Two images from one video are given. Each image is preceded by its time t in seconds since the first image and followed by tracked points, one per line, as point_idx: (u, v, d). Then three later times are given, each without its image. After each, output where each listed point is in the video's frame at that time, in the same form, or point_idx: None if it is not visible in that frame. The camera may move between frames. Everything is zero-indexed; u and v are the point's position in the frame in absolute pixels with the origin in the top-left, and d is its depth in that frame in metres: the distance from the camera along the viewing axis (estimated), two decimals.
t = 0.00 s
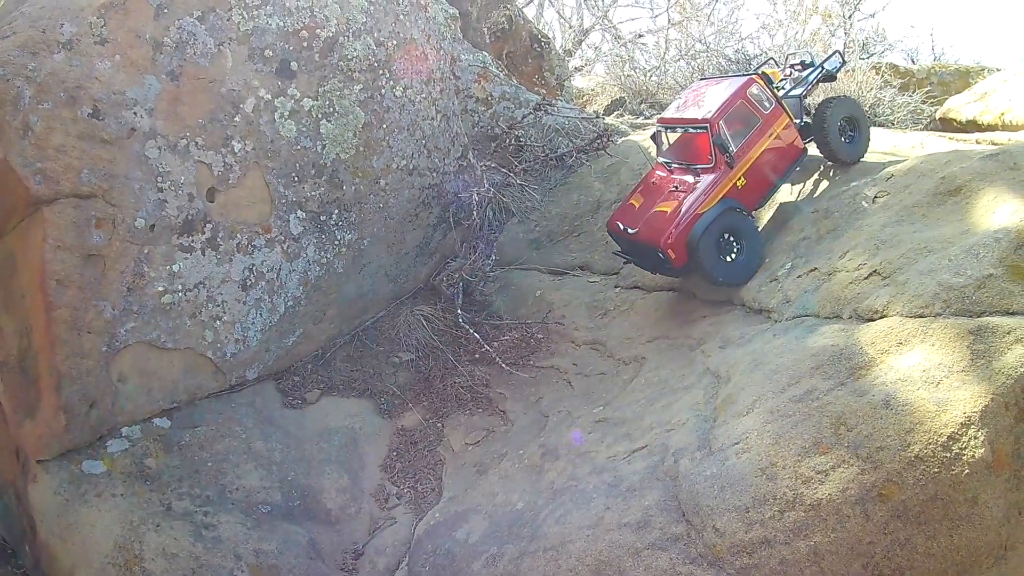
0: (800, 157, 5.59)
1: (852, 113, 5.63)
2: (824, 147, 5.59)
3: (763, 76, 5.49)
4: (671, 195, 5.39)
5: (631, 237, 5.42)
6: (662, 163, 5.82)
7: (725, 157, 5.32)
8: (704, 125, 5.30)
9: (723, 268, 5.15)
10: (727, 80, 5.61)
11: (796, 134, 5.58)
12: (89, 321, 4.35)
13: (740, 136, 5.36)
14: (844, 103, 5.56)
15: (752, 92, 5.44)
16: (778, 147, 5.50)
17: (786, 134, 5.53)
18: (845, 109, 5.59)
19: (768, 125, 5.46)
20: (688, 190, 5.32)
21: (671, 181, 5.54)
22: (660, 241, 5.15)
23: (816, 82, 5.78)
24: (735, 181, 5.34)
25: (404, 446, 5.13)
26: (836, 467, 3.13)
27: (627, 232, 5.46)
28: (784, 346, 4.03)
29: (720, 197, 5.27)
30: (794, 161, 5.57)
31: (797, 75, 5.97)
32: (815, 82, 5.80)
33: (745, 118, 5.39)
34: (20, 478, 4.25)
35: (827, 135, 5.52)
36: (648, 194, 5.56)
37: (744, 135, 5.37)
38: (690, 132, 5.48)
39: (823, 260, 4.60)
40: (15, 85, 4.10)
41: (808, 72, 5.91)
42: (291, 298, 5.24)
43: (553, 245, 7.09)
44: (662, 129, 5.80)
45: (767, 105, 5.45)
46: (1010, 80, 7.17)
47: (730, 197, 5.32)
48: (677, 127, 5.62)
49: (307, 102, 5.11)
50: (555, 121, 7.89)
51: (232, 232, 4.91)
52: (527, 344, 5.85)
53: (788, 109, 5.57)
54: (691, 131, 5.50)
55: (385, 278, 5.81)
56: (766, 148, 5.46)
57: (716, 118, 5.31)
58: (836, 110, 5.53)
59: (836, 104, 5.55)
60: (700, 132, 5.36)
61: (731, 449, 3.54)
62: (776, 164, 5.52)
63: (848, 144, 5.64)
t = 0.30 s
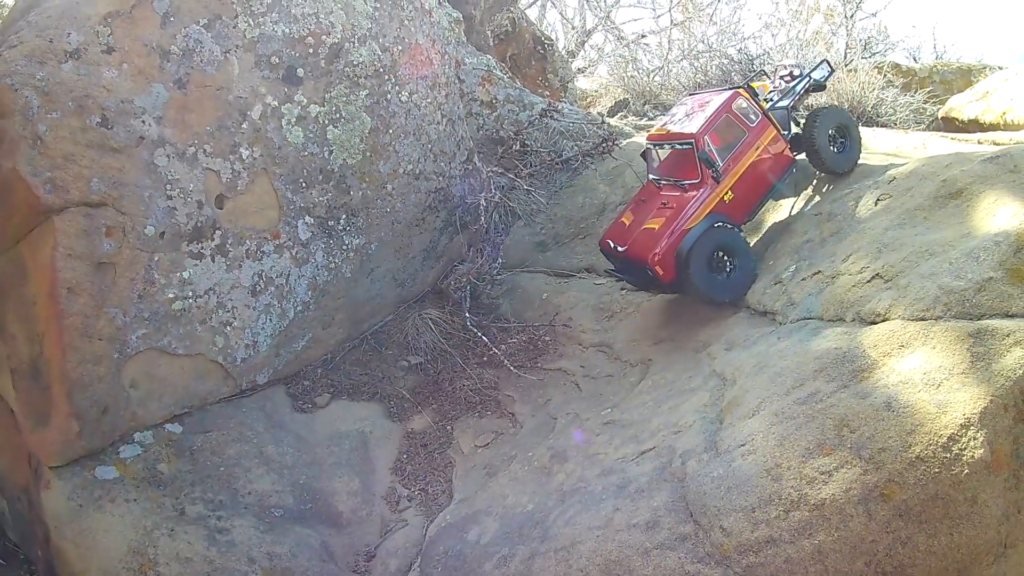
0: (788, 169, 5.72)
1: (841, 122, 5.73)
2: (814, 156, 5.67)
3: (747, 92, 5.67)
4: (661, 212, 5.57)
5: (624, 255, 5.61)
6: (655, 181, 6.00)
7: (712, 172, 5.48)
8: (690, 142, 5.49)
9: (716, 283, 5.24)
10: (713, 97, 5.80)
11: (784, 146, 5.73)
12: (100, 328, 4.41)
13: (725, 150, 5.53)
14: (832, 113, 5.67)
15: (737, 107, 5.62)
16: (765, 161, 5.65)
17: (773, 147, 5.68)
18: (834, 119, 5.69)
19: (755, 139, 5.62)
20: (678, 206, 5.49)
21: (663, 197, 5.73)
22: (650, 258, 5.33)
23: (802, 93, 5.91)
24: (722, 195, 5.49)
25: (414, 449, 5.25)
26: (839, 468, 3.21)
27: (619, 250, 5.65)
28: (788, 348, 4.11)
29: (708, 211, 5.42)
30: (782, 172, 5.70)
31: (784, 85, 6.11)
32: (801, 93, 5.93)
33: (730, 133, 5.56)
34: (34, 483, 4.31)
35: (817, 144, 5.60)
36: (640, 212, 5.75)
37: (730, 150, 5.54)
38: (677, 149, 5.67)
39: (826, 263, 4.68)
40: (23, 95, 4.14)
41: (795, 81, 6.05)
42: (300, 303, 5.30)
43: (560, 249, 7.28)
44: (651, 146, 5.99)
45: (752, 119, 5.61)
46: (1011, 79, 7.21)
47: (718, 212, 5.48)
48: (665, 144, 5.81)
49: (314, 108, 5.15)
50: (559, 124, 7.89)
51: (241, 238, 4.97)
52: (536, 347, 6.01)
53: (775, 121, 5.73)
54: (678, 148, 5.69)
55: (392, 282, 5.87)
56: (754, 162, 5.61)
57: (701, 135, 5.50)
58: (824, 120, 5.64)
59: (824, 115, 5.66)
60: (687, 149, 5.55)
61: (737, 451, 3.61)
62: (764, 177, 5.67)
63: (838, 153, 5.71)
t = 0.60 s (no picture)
0: (774, 187, 5.70)
1: (833, 135, 5.69)
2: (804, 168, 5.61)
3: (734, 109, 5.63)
4: (647, 233, 5.51)
5: (609, 277, 5.56)
6: (639, 198, 5.91)
7: (699, 192, 5.43)
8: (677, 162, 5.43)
9: (705, 307, 5.21)
10: (699, 114, 5.73)
11: (772, 163, 5.69)
12: (104, 331, 4.45)
13: (712, 171, 5.48)
14: (824, 125, 5.63)
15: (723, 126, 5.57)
16: (752, 179, 5.61)
17: (760, 165, 5.64)
18: (826, 131, 5.65)
19: (742, 157, 5.58)
20: (665, 227, 5.44)
21: (648, 216, 5.66)
22: (637, 282, 5.29)
23: (791, 105, 5.93)
24: (710, 217, 5.45)
25: (418, 449, 5.29)
26: (837, 469, 3.23)
27: (604, 271, 5.59)
28: (788, 349, 4.12)
29: (695, 233, 5.39)
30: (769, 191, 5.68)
31: (773, 96, 6.09)
32: (791, 104, 5.95)
33: (717, 153, 5.52)
34: (39, 487, 4.34)
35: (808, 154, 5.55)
36: (625, 231, 5.69)
37: (717, 170, 5.49)
38: (664, 168, 5.59)
39: (827, 263, 4.68)
40: (26, 101, 4.20)
41: (785, 93, 6.04)
42: (304, 305, 5.32)
43: (563, 250, 7.33)
44: (637, 162, 5.91)
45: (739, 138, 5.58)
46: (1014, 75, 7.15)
47: (705, 233, 5.43)
48: (651, 161, 5.73)
49: (316, 111, 5.16)
50: (562, 123, 7.81)
51: (244, 241, 5.00)
52: (539, 347, 6.06)
53: (762, 137, 5.69)
54: (665, 167, 5.61)
55: (395, 283, 5.89)
56: (740, 181, 5.57)
57: (688, 155, 5.43)
58: (816, 131, 5.60)
59: (816, 126, 5.62)
60: (674, 169, 5.48)
61: (736, 452, 3.63)
62: (751, 195, 5.63)
63: (829, 166, 5.65)
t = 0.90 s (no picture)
0: (767, 187, 5.68)
1: (823, 139, 5.66)
2: (797, 175, 5.60)
3: (724, 109, 5.66)
4: (635, 234, 5.57)
5: (597, 278, 5.62)
6: (631, 201, 5.97)
7: (686, 193, 5.47)
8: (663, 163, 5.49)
9: (692, 311, 5.19)
10: (689, 116, 5.79)
11: (763, 164, 5.67)
12: (101, 325, 4.46)
13: (700, 171, 5.52)
14: (813, 130, 5.61)
15: (712, 126, 5.60)
16: (742, 179, 5.61)
17: (751, 166, 5.63)
18: (816, 135, 5.63)
19: (731, 158, 5.59)
20: (652, 228, 5.49)
21: (638, 218, 5.72)
22: (622, 282, 5.34)
23: (783, 108, 5.95)
24: (697, 217, 5.47)
25: (414, 446, 5.28)
26: (833, 467, 3.21)
27: (593, 273, 5.66)
28: (785, 347, 4.10)
29: (682, 233, 5.41)
30: (760, 191, 5.66)
31: (765, 100, 6.10)
32: (782, 107, 5.97)
33: (705, 153, 5.55)
34: (35, 482, 4.36)
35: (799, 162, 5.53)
36: (615, 233, 5.75)
37: (705, 170, 5.52)
38: (653, 170, 5.66)
39: (827, 260, 4.65)
40: (24, 96, 4.21)
41: (776, 96, 6.05)
42: (301, 300, 5.31)
43: (561, 246, 7.32)
44: (628, 165, 5.99)
45: (729, 138, 5.60)
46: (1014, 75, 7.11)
47: (693, 233, 5.45)
48: (640, 164, 5.82)
49: (315, 106, 5.15)
50: (560, 120, 7.81)
51: (242, 236, 4.99)
52: (536, 344, 6.05)
53: (752, 138, 5.70)
54: (653, 168, 5.68)
55: (394, 279, 5.88)
56: (731, 181, 5.58)
57: (675, 156, 5.49)
58: (805, 139, 5.57)
59: (805, 132, 5.60)
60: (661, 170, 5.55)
61: (731, 449, 3.61)
62: (741, 197, 5.62)
63: (823, 170, 5.61)
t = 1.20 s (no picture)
0: (765, 186, 5.66)
1: (820, 140, 5.66)
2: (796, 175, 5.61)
3: (722, 107, 5.66)
4: (631, 232, 5.59)
5: (592, 275, 5.64)
6: (628, 198, 5.99)
7: (682, 190, 5.47)
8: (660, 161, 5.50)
9: (688, 314, 5.22)
10: (688, 114, 5.80)
11: (761, 163, 5.65)
12: (103, 315, 4.45)
13: (697, 169, 5.52)
14: (812, 130, 5.62)
15: (710, 124, 5.60)
16: (740, 178, 5.60)
17: (748, 164, 5.62)
18: (815, 136, 5.64)
19: (729, 156, 5.58)
20: (647, 226, 5.50)
21: (634, 215, 5.74)
22: (616, 279, 5.36)
23: (782, 108, 5.93)
24: (693, 215, 5.47)
25: (414, 438, 5.33)
26: (836, 459, 3.20)
27: (588, 270, 5.68)
28: (787, 340, 4.09)
29: (677, 232, 5.42)
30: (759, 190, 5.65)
31: (764, 100, 6.10)
32: (781, 107, 5.94)
33: (702, 151, 5.56)
34: (34, 471, 4.36)
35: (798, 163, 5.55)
36: (612, 231, 5.77)
37: (702, 168, 5.52)
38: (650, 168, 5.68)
39: (829, 256, 4.65)
40: (28, 84, 4.21)
41: (775, 96, 6.04)
42: (303, 292, 5.30)
43: (560, 241, 7.33)
44: (627, 163, 6.01)
45: (727, 136, 5.60)
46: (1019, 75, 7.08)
47: (688, 232, 5.45)
48: (637, 161, 5.84)
49: (318, 98, 5.14)
50: (566, 114, 7.71)
51: (245, 227, 4.98)
52: (538, 337, 6.08)
53: (752, 137, 5.68)
54: (651, 166, 5.70)
55: (396, 272, 5.87)
56: (728, 179, 5.57)
57: (671, 154, 5.50)
58: (801, 144, 5.57)
59: (804, 132, 5.62)
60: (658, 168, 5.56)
61: (733, 441, 3.60)
62: (739, 195, 5.61)
63: (823, 170, 5.62)
